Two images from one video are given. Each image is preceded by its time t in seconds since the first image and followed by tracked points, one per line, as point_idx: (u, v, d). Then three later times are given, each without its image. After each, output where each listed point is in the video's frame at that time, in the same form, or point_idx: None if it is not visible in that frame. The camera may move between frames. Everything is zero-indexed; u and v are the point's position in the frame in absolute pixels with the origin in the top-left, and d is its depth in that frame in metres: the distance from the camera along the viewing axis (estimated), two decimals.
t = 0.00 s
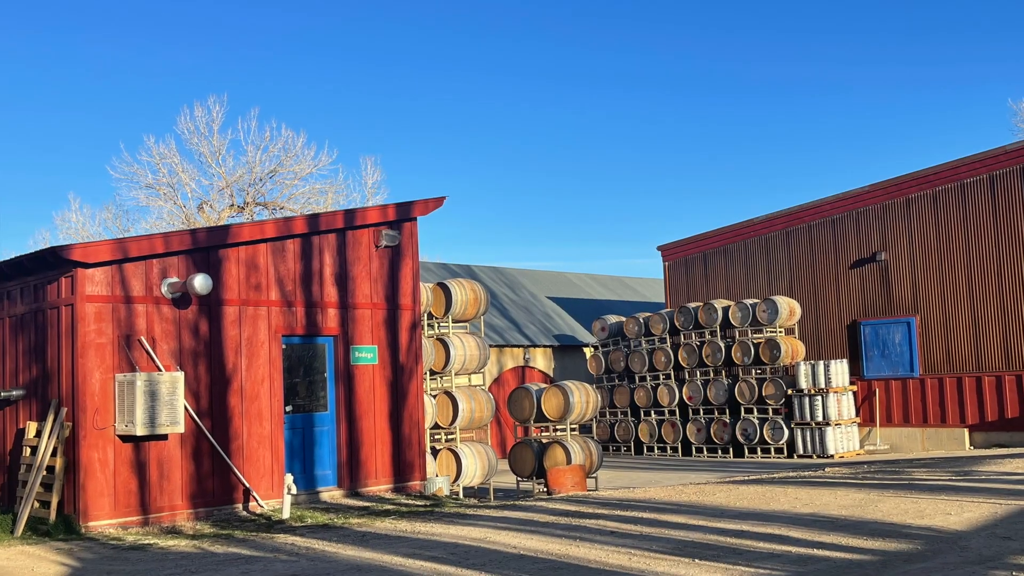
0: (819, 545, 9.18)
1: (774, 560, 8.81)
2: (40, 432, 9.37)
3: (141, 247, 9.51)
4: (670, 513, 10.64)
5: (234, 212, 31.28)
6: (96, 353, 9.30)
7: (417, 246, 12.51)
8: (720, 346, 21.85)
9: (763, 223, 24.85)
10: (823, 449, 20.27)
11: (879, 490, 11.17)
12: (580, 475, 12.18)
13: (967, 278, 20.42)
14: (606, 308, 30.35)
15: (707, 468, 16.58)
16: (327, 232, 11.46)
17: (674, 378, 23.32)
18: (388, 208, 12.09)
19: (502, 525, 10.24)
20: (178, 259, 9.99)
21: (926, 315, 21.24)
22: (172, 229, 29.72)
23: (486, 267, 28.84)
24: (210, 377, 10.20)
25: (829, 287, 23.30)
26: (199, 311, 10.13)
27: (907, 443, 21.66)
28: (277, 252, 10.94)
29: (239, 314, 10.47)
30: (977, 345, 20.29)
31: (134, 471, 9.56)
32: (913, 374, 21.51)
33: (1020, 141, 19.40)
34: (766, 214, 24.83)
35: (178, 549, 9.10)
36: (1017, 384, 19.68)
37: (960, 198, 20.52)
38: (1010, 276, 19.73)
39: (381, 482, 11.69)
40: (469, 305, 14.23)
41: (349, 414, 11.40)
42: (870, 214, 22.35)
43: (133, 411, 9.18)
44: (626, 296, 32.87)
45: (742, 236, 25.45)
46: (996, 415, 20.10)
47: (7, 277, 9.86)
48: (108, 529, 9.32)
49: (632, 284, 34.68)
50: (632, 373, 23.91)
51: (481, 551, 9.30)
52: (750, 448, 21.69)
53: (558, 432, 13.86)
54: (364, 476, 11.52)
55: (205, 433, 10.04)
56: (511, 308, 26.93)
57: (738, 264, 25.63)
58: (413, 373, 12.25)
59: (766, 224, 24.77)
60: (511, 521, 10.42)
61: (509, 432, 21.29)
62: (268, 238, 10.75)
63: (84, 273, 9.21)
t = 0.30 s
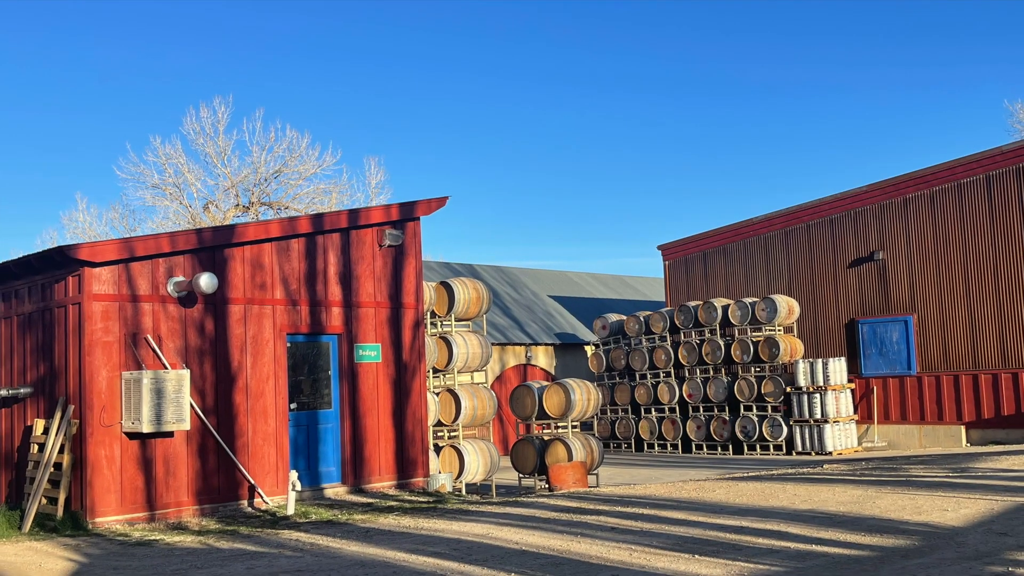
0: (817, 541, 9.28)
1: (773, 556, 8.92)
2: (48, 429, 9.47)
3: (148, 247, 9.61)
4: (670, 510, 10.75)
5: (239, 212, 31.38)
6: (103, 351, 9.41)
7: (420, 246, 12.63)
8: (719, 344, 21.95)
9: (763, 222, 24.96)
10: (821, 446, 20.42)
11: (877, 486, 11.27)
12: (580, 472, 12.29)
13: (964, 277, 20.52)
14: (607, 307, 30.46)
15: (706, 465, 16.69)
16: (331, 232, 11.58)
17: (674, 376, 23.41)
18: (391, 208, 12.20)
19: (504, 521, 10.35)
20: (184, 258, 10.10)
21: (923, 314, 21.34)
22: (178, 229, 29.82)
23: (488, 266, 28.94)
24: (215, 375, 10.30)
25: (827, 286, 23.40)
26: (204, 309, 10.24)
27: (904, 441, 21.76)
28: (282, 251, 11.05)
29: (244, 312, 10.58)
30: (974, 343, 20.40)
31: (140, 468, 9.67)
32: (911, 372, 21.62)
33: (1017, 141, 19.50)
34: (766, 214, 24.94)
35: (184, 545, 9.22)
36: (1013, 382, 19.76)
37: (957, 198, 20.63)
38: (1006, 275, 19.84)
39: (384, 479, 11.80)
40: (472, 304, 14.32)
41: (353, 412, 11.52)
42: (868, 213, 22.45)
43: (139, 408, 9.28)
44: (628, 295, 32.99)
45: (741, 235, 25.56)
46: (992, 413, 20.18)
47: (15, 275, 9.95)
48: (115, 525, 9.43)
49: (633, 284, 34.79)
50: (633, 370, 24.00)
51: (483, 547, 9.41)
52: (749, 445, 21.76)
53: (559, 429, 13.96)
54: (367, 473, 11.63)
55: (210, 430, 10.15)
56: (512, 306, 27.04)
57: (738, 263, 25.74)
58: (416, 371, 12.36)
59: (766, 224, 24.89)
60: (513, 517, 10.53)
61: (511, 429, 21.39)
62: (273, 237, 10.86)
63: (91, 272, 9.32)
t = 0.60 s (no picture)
0: (814, 536, 9.43)
1: (771, 550, 9.07)
2: (58, 425, 9.62)
3: (156, 245, 9.75)
4: (671, 505, 10.90)
5: (246, 212, 31.55)
6: (112, 349, 9.55)
7: (424, 244, 12.78)
8: (718, 341, 22.11)
9: (763, 221, 25.10)
10: (819, 443, 20.55)
11: (874, 482, 11.42)
12: (583, 467, 12.36)
13: (959, 275, 20.67)
14: (608, 305, 30.63)
15: (706, 460, 16.85)
16: (337, 231, 11.72)
17: (675, 373, 23.56)
18: (396, 207, 12.36)
19: (507, 516, 10.49)
20: (192, 257, 10.24)
21: (920, 312, 21.48)
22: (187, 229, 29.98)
23: (491, 264, 29.09)
24: (223, 372, 10.45)
25: (825, 284, 23.56)
26: (212, 307, 10.39)
27: (901, 437, 21.95)
28: (288, 251, 11.20)
29: (252, 310, 10.73)
30: (969, 341, 20.55)
31: (149, 464, 9.82)
32: (907, 369, 21.79)
33: (1012, 142, 19.62)
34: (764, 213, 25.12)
35: (192, 539, 9.39)
36: (1008, 379, 19.89)
37: (953, 198, 20.75)
38: (1000, 274, 19.98)
39: (389, 474, 11.95)
40: (475, 302, 14.47)
41: (358, 408, 11.67)
42: (866, 213, 22.59)
43: (148, 405, 9.43)
44: (629, 293, 33.15)
45: (741, 235, 25.72)
46: (988, 409, 20.34)
47: (25, 274, 10.08)
48: (124, 519, 9.59)
49: (633, 282, 34.96)
50: (634, 368, 24.15)
51: (487, 542, 9.56)
52: (749, 441, 21.89)
53: (561, 426, 14.10)
54: (372, 469, 11.79)
55: (217, 426, 10.30)
56: (515, 305, 27.18)
57: (737, 262, 25.90)
58: (420, 368, 12.51)
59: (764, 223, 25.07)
60: (516, 512, 10.68)
61: (514, 425, 21.55)
62: (279, 236, 11.00)
63: (100, 270, 9.46)
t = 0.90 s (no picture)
0: (812, 528, 9.63)
1: (770, 543, 9.27)
2: (70, 421, 9.82)
3: (167, 245, 9.94)
4: (671, 498, 11.10)
5: (255, 212, 31.77)
6: (124, 345, 9.74)
7: (429, 243, 12.98)
8: (718, 338, 22.30)
9: (761, 221, 25.30)
10: (816, 438, 20.67)
11: (870, 476, 11.61)
12: (584, 462, 12.62)
13: (954, 273, 20.86)
14: (609, 303, 30.83)
15: (705, 455, 17.06)
16: (343, 231, 11.92)
17: (675, 369, 23.76)
18: (402, 207, 12.55)
19: (510, 510, 10.69)
20: (201, 256, 10.43)
21: (916, 309, 21.67)
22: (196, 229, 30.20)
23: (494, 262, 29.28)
24: (232, 368, 10.64)
25: (823, 282, 23.76)
26: (221, 304, 10.58)
27: (897, 432, 22.16)
28: (296, 249, 11.39)
29: (260, 308, 10.93)
30: (964, 338, 20.75)
31: (159, 458, 10.01)
32: (903, 365, 21.98)
33: (1006, 143, 19.80)
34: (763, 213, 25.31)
35: (202, 532, 9.59)
36: (1002, 375, 20.09)
37: (948, 198, 20.93)
38: (994, 273, 20.16)
39: (395, 468, 12.16)
40: (479, 300, 14.66)
41: (364, 404, 11.87)
42: (863, 213, 22.78)
43: (158, 400, 9.63)
44: (630, 291, 33.35)
45: (740, 234, 25.90)
46: (982, 405, 20.52)
47: (38, 272, 10.28)
48: (135, 513, 9.78)
49: (634, 280, 35.16)
50: (635, 364, 24.36)
51: (491, 535, 9.76)
52: (747, 436, 22.09)
53: (564, 421, 14.30)
54: (379, 463, 11.99)
55: (227, 422, 10.49)
56: (518, 302, 27.38)
57: (737, 260, 26.08)
58: (425, 364, 12.71)
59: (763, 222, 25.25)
60: (519, 506, 10.87)
61: (517, 421, 21.75)
62: (288, 235, 11.19)
63: (112, 269, 9.65)
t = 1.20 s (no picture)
0: (809, 521, 9.86)
1: (768, 535, 9.50)
2: (84, 415, 10.05)
3: (179, 243, 10.15)
4: (671, 491, 11.32)
5: (265, 212, 32.06)
6: (136, 342, 9.97)
7: (435, 242, 13.24)
8: (717, 335, 22.53)
9: (760, 220, 25.52)
10: (813, 432, 20.92)
11: (866, 469, 11.84)
12: (586, 455, 12.80)
13: (948, 272, 21.08)
14: (611, 301, 31.08)
15: (704, 449, 17.30)
16: (352, 230, 12.14)
17: (675, 365, 23.97)
18: (408, 206, 12.79)
19: (514, 502, 10.92)
20: (212, 254, 10.66)
21: (911, 307, 21.89)
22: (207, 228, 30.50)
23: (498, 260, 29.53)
24: (242, 364, 10.87)
25: (820, 279, 24.01)
26: (232, 302, 10.81)
27: (892, 426, 22.41)
28: (305, 248, 11.61)
29: (270, 305, 11.15)
30: (957, 335, 20.97)
31: (171, 452, 10.24)
32: (897, 362, 22.21)
33: (998, 144, 20.02)
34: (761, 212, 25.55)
35: (213, 524, 9.82)
36: (994, 371, 20.31)
37: (942, 198, 21.17)
38: (987, 271, 20.37)
39: (402, 462, 12.40)
40: (484, 297, 14.87)
41: (371, 399, 12.11)
42: (858, 213, 23.03)
43: (171, 396, 9.85)
44: (631, 289, 33.59)
45: (738, 233, 26.15)
46: (975, 400, 20.75)
47: (53, 270, 10.51)
48: (148, 505, 10.01)
49: (636, 278, 35.43)
50: (636, 360, 24.61)
51: (495, 527, 9.99)
52: (745, 430, 22.32)
53: (567, 416, 14.52)
54: (386, 457, 12.23)
55: (237, 416, 10.72)
56: (522, 300, 27.62)
57: (735, 259, 26.33)
58: (431, 360, 12.96)
59: (761, 221, 25.49)
60: (523, 499, 11.11)
61: (521, 416, 22.00)
62: (297, 234, 11.42)
63: (125, 267, 9.87)
